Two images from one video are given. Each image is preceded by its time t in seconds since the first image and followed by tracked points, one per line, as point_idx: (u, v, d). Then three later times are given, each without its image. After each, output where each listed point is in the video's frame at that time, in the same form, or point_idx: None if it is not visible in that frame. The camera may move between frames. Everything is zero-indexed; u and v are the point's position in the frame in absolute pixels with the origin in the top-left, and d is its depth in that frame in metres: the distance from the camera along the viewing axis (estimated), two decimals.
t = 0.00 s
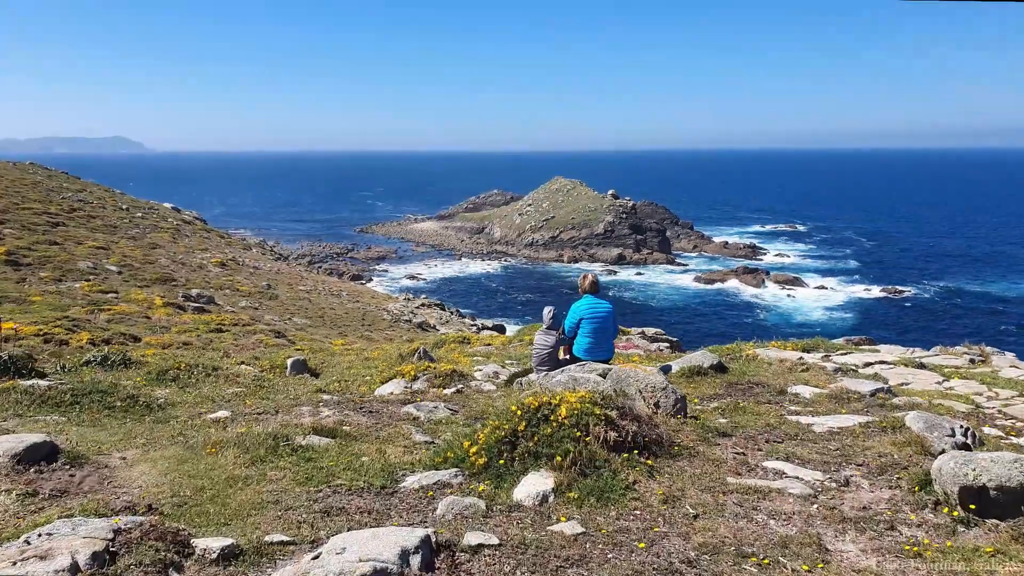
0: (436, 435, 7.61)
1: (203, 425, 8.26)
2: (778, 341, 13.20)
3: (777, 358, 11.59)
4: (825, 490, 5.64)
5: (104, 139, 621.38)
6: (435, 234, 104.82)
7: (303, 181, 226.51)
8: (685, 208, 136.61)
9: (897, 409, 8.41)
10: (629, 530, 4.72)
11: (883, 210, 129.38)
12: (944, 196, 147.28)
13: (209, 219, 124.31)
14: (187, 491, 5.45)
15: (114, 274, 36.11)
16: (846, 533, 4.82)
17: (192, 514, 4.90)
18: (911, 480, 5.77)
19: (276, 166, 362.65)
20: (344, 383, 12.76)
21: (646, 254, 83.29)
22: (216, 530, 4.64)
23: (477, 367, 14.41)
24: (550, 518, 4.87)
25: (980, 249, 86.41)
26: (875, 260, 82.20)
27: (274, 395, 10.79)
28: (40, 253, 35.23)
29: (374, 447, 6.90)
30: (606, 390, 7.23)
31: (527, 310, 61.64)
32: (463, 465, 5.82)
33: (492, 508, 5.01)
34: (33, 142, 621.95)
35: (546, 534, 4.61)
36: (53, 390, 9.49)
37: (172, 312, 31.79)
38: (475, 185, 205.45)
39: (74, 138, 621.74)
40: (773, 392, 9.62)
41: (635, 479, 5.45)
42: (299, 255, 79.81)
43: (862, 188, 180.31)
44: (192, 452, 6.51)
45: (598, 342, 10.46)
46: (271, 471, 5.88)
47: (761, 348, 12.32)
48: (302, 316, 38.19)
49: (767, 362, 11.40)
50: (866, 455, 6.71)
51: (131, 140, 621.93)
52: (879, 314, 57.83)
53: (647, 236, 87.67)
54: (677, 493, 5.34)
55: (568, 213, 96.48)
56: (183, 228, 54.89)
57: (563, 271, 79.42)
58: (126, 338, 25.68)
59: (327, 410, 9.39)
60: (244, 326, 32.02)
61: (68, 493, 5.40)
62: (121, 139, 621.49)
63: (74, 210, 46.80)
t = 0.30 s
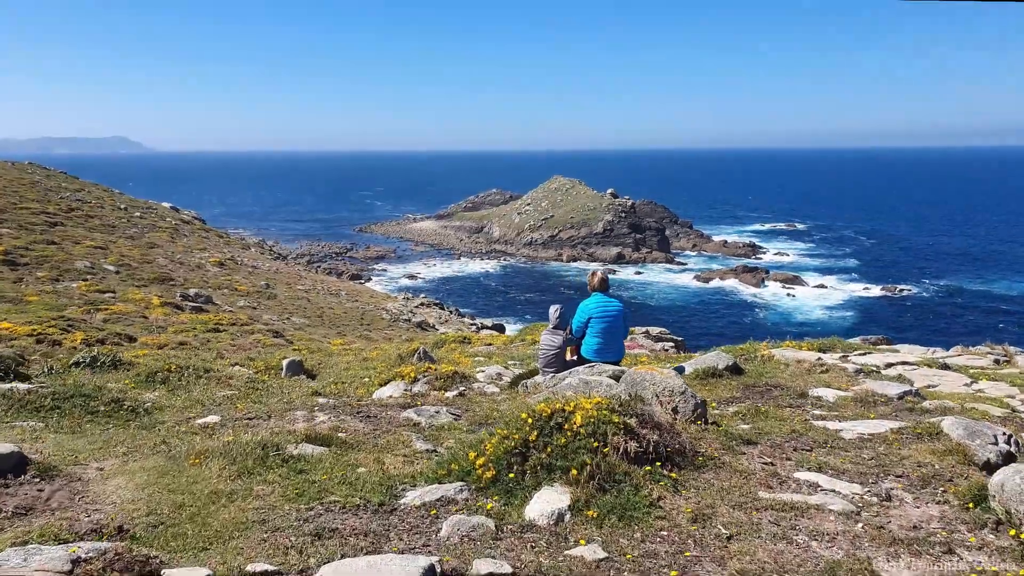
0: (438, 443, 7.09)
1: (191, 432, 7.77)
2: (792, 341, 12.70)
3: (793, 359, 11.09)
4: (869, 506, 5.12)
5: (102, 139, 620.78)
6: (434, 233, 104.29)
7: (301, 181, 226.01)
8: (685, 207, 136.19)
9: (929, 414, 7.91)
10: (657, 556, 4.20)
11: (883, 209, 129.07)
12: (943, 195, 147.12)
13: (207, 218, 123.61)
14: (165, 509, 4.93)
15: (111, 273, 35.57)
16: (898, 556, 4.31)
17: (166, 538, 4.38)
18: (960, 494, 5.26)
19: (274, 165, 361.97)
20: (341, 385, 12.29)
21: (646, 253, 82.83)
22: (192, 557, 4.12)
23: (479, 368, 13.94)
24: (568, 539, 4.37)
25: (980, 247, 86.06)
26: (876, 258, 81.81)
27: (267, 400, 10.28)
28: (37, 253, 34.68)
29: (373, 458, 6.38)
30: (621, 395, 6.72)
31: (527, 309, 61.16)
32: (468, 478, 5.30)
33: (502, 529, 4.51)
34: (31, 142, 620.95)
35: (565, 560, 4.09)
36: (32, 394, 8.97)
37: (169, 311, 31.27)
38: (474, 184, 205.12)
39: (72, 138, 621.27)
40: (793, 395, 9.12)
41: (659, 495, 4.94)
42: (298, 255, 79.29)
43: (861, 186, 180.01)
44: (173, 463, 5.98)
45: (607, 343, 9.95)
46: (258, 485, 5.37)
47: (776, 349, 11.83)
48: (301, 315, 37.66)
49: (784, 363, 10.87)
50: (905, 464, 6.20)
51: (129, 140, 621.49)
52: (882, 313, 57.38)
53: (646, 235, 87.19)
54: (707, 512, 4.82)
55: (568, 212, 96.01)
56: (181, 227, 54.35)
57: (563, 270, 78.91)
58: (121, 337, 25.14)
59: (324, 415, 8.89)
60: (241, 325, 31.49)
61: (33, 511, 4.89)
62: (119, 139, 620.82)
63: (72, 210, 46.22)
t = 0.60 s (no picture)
0: (441, 452, 6.62)
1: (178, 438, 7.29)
2: (808, 342, 12.19)
3: (812, 362, 10.58)
4: (918, 527, 4.64)
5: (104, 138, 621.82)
6: (435, 233, 103.85)
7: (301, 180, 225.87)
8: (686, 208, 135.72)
9: (965, 422, 7.41)
10: None
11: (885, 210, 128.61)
12: (944, 196, 146.70)
13: (208, 217, 123.14)
14: (140, 526, 4.45)
15: (111, 271, 35.11)
16: None
17: (139, 564, 3.90)
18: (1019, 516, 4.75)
19: (275, 165, 361.82)
20: (338, 386, 11.83)
21: (648, 253, 82.35)
22: None
23: (482, 369, 13.46)
24: (589, 567, 3.89)
25: (983, 249, 85.59)
26: (879, 259, 81.32)
27: (261, 402, 9.81)
28: (37, 250, 34.23)
29: (370, 469, 5.91)
30: (639, 401, 6.24)
31: (529, 309, 60.68)
32: (476, 493, 4.82)
33: (515, 554, 4.02)
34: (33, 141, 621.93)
35: None
36: (13, 395, 8.50)
37: (169, 310, 30.81)
38: (474, 184, 204.93)
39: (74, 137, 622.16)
40: (816, 401, 8.63)
41: (688, 515, 4.45)
42: (299, 254, 78.79)
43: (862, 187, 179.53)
44: (155, 471, 5.52)
45: (619, 344, 9.46)
46: (246, 500, 4.89)
47: (793, 351, 11.33)
48: (302, 314, 37.22)
49: (802, 366, 10.37)
50: (949, 479, 5.69)
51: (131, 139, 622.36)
52: (886, 314, 56.87)
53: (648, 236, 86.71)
54: (742, 534, 4.34)
55: (569, 212, 95.54)
56: (182, 226, 53.90)
57: (565, 271, 78.43)
58: (119, 336, 24.67)
59: (320, 418, 8.44)
60: (241, 324, 31.04)
61: None
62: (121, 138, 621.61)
63: (72, 208, 45.77)
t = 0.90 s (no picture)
0: (446, 466, 6.18)
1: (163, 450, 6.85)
2: (824, 341, 11.69)
3: (831, 362, 10.08)
4: (979, 549, 4.15)
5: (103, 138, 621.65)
6: (435, 231, 103.36)
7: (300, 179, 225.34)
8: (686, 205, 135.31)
9: (1002, 427, 6.93)
10: None
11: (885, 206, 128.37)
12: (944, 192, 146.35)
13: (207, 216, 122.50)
14: (109, 557, 3.99)
15: (107, 272, 34.61)
16: None
17: None
18: None
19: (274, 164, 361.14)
20: (335, 390, 11.39)
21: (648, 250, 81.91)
22: None
23: (485, 371, 13.01)
24: None
25: (984, 245, 85.32)
26: (880, 255, 80.97)
27: (254, 408, 9.38)
28: (32, 250, 33.66)
29: (370, 486, 5.45)
30: (661, 408, 5.78)
31: (530, 307, 60.21)
32: (487, 515, 4.36)
33: None
34: (31, 142, 621.37)
35: None
36: None
37: (165, 310, 30.32)
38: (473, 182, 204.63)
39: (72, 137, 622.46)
40: (841, 403, 8.14)
41: (726, 538, 3.98)
42: (298, 253, 78.26)
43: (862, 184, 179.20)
44: (133, 489, 5.05)
45: (632, 346, 9.02)
46: (230, 525, 4.42)
47: (809, 351, 10.84)
48: (301, 314, 36.76)
49: (822, 365, 9.89)
50: (999, 491, 5.17)
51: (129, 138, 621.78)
52: (889, 310, 56.46)
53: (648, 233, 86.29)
54: (787, 561, 3.85)
55: (569, 210, 95.08)
56: (180, 225, 53.37)
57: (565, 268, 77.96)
58: (114, 337, 24.19)
59: (316, 426, 7.98)
60: (239, 324, 30.58)
61: None
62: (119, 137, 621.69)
63: (68, 207, 45.20)
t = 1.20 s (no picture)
0: (452, 481, 5.78)
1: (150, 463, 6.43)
2: (837, 345, 11.30)
3: (849, 367, 9.66)
4: None
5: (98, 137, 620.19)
6: (432, 232, 102.96)
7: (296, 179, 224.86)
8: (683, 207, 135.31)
9: None
10: None
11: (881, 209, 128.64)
12: (939, 195, 146.94)
13: (203, 217, 121.82)
14: None
15: (101, 272, 34.04)
16: None
17: None
18: None
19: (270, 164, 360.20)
20: (332, 395, 10.98)
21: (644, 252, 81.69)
22: None
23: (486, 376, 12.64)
24: None
25: (980, 248, 85.45)
26: (877, 258, 80.96)
27: (247, 414, 8.98)
28: (24, 249, 33.10)
29: (370, 505, 5.05)
30: (684, 420, 5.40)
31: (527, 309, 59.88)
32: (501, 540, 3.96)
33: None
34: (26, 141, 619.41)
35: None
36: None
37: (160, 310, 29.80)
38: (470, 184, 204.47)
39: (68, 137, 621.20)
40: (864, 412, 7.73)
41: (770, 570, 3.58)
42: (294, 254, 77.76)
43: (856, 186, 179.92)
44: (111, 510, 4.64)
45: (643, 350, 8.64)
46: (216, 555, 4.00)
47: (824, 356, 10.43)
48: (297, 314, 36.30)
49: (839, 371, 9.49)
50: None
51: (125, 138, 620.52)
52: (887, 313, 56.33)
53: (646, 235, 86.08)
54: None
55: (566, 211, 94.83)
56: (175, 225, 52.84)
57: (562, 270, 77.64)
58: (106, 338, 23.70)
59: (313, 435, 7.59)
60: (235, 325, 30.12)
61: None
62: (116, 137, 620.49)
63: (63, 207, 44.64)
